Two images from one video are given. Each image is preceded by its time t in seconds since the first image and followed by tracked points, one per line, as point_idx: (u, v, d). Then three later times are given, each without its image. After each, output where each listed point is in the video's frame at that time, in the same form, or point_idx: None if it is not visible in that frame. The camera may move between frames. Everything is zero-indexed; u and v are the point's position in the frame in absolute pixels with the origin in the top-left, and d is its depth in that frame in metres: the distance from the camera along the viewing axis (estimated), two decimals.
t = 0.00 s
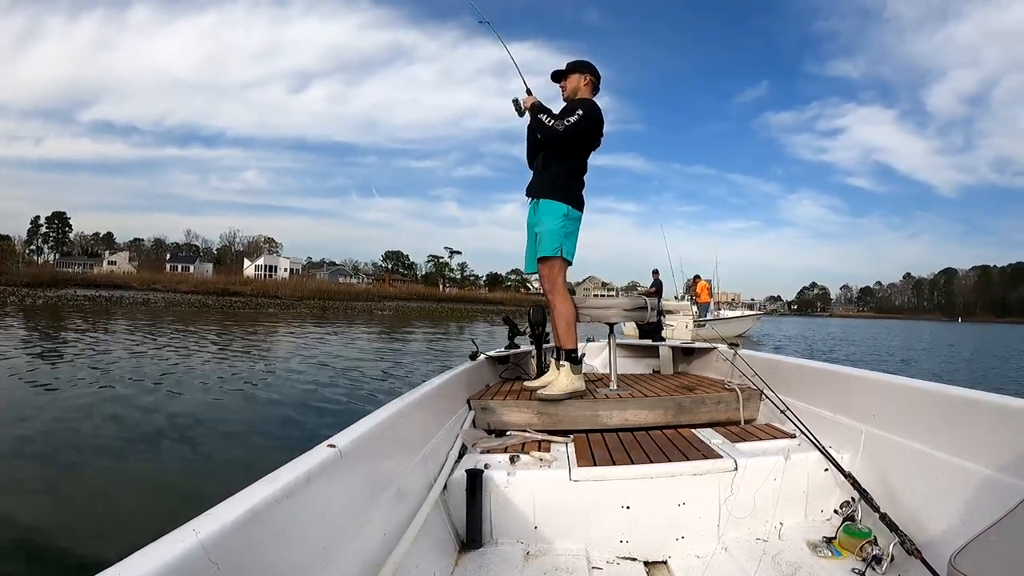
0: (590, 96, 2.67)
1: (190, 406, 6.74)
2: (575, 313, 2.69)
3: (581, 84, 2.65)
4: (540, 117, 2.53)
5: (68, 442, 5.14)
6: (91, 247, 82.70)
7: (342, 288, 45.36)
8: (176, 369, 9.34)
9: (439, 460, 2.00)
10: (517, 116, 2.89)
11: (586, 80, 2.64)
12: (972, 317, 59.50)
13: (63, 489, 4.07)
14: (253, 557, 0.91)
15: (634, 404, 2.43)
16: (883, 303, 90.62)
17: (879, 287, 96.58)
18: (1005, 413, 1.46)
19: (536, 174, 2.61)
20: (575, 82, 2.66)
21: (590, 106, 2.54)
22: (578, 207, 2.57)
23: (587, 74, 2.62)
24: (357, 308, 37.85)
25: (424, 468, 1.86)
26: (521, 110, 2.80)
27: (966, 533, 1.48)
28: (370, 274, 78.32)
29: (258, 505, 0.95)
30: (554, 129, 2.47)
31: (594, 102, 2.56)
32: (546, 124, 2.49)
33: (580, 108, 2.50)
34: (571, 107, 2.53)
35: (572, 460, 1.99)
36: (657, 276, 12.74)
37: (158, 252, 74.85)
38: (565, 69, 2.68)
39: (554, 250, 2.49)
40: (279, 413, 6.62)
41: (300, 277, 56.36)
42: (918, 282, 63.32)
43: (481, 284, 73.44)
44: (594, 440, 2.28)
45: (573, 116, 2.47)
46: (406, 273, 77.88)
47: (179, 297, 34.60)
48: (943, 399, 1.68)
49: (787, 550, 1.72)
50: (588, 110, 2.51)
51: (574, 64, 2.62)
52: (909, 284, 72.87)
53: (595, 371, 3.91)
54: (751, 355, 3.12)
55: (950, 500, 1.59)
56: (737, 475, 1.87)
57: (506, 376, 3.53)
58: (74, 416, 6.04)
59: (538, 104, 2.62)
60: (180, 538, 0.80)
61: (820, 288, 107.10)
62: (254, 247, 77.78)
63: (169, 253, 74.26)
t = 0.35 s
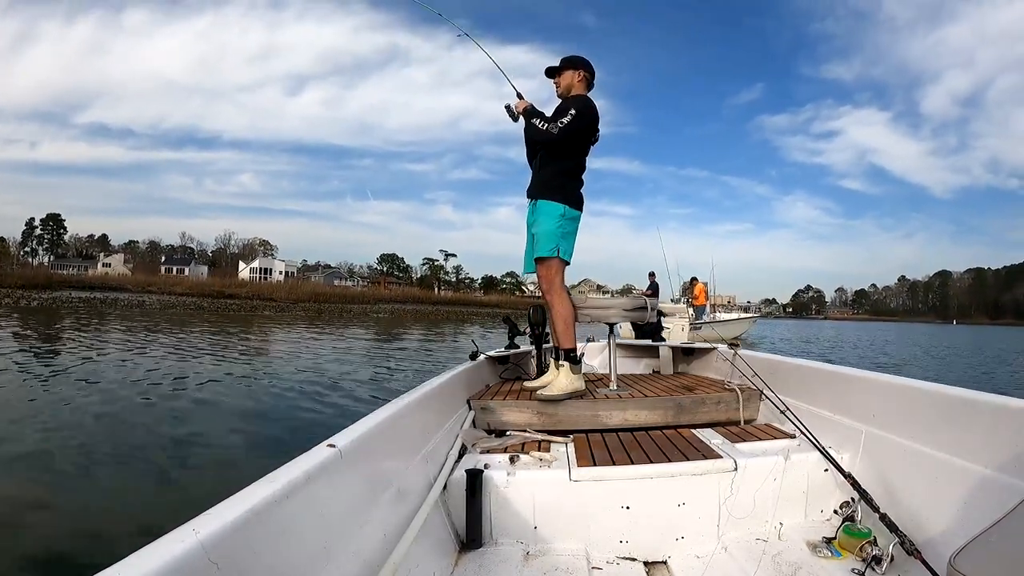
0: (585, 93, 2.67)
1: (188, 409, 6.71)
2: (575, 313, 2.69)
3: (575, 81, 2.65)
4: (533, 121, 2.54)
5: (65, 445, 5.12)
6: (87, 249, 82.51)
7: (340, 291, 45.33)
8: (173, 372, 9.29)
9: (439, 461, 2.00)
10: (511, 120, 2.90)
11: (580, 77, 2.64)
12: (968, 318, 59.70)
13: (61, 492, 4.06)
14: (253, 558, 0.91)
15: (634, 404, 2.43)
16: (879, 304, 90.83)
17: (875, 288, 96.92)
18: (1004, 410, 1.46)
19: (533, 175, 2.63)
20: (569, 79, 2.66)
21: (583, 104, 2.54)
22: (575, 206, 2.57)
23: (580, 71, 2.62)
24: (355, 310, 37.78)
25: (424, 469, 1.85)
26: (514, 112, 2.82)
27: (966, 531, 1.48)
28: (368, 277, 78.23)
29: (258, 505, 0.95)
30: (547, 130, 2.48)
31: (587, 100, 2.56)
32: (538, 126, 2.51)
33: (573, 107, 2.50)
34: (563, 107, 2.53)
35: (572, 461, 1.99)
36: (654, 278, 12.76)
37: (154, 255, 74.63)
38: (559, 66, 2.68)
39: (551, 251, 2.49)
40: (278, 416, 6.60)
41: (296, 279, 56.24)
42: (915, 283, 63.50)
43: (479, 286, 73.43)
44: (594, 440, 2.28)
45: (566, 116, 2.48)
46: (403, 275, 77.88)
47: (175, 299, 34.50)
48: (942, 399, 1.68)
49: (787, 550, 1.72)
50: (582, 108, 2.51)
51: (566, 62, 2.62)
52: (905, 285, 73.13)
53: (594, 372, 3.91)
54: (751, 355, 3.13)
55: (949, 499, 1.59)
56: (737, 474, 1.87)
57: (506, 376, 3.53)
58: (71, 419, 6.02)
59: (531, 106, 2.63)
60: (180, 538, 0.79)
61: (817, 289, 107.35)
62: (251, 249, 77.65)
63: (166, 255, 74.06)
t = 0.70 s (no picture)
0: (584, 89, 2.66)
1: (184, 406, 6.69)
2: (575, 313, 2.68)
3: (573, 78, 2.64)
4: (534, 125, 2.53)
5: (63, 440, 5.11)
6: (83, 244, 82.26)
7: (337, 289, 45.26)
8: (168, 368, 9.24)
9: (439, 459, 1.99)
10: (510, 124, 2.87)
11: (578, 74, 2.63)
12: (963, 322, 60.00)
13: (57, 488, 4.04)
14: (253, 558, 0.90)
15: (634, 404, 2.43)
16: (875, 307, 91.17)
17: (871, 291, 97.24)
18: (1004, 412, 1.47)
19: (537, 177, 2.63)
20: (567, 77, 2.66)
21: (582, 102, 2.52)
22: (579, 204, 2.57)
23: (577, 69, 2.62)
24: (351, 309, 37.72)
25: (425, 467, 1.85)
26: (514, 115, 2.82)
27: (965, 533, 1.48)
28: (365, 275, 78.13)
29: (258, 504, 0.94)
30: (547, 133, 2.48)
31: (586, 98, 2.54)
32: (538, 129, 2.50)
33: (572, 107, 2.49)
34: (563, 107, 2.52)
35: (572, 460, 1.99)
36: (652, 279, 12.78)
37: (150, 251, 74.33)
38: (558, 63, 2.66)
39: (551, 250, 2.49)
40: (275, 414, 6.59)
41: (293, 277, 56.13)
42: (910, 287, 63.77)
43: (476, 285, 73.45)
44: (594, 440, 2.28)
45: (566, 117, 2.47)
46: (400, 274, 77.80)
47: (171, 296, 34.40)
48: (943, 401, 1.68)
49: (787, 550, 1.72)
50: (581, 107, 2.50)
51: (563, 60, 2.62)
52: (900, 288, 73.42)
53: (594, 372, 3.92)
54: (751, 356, 3.13)
55: (949, 501, 1.60)
56: (737, 475, 1.86)
57: (506, 376, 3.53)
58: (67, 415, 5.99)
59: (531, 109, 2.63)
60: (181, 537, 0.79)
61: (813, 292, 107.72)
62: (248, 247, 77.48)
63: (162, 251, 73.78)
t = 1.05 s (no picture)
0: (572, 86, 2.65)
1: (183, 406, 6.67)
2: (574, 314, 2.68)
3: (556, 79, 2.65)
4: (527, 134, 2.54)
5: (61, 441, 5.10)
6: (80, 243, 82.15)
7: (335, 288, 45.19)
8: (165, 368, 9.20)
9: (439, 460, 1.99)
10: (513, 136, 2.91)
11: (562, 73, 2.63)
12: (961, 321, 60.07)
13: (56, 488, 4.03)
14: (252, 558, 0.90)
15: (634, 404, 2.43)
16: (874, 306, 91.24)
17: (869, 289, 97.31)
18: (1004, 412, 1.46)
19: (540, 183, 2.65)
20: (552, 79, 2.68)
21: (569, 100, 2.48)
22: (582, 202, 2.56)
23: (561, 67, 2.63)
24: (349, 308, 37.63)
25: (425, 468, 1.85)
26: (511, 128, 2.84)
27: (966, 534, 1.48)
28: (364, 274, 78.07)
29: (258, 504, 0.94)
30: (541, 139, 2.48)
31: (573, 94, 2.51)
32: (531, 138, 2.51)
33: (559, 107, 2.46)
34: (550, 110, 2.50)
35: (572, 460, 1.98)
36: (651, 277, 12.74)
37: (147, 251, 74.15)
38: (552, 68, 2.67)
39: (550, 251, 2.49)
40: (274, 413, 6.58)
41: (292, 276, 56.03)
42: (908, 285, 63.88)
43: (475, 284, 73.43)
44: (594, 440, 2.27)
45: (554, 119, 2.44)
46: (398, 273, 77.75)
47: (169, 295, 34.30)
48: (943, 401, 1.68)
49: (788, 550, 1.72)
50: (569, 105, 2.46)
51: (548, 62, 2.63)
52: (898, 287, 73.49)
53: (594, 371, 3.91)
54: (752, 355, 3.13)
55: (949, 501, 1.60)
56: (737, 474, 1.86)
57: (506, 376, 3.52)
58: (65, 415, 5.97)
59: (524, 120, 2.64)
60: (181, 537, 0.79)
61: (811, 291, 108.07)
62: (246, 246, 77.33)
63: (159, 251, 73.66)
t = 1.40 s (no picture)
0: (575, 88, 2.64)
1: (183, 408, 6.66)
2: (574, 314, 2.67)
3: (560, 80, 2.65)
4: (525, 132, 2.55)
5: (60, 445, 5.07)
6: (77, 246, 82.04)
7: (333, 290, 45.15)
8: (163, 371, 9.18)
9: (439, 461, 1.99)
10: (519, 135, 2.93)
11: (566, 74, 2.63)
12: (958, 317, 60.20)
13: (56, 492, 4.03)
14: (253, 559, 0.90)
15: (634, 404, 2.43)
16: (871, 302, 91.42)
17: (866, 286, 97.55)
18: (1004, 410, 1.46)
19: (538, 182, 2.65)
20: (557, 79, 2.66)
21: (568, 99, 2.47)
22: (578, 203, 2.55)
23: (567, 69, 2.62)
24: (347, 309, 37.58)
25: (425, 469, 1.84)
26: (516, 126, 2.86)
27: (967, 532, 1.48)
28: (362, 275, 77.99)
29: (258, 504, 0.93)
30: (537, 138, 2.47)
31: (573, 95, 2.50)
32: (528, 136, 2.51)
33: (557, 107, 2.45)
34: (549, 109, 2.49)
35: (572, 460, 1.98)
36: (649, 276, 12.73)
37: (144, 253, 74.07)
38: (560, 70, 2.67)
39: (544, 251, 2.49)
40: (273, 415, 6.57)
41: (289, 278, 55.94)
42: (905, 282, 64.01)
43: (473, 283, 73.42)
44: (594, 440, 2.27)
45: (551, 118, 2.44)
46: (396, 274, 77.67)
47: (167, 298, 34.24)
48: (943, 400, 1.68)
49: (788, 550, 1.72)
50: (567, 105, 2.45)
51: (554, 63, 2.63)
52: (896, 283, 73.60)
53: (594, 371, 3.91)
54: (752, 355, 3.13)
55: (948, 499, 1.60)
56: (738, 474, 1.86)
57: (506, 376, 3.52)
58: (64, 419, 5.96)
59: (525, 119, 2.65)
60: (180, 537, 0.78)
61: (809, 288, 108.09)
62: (243, 247, 77.20)
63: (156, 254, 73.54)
